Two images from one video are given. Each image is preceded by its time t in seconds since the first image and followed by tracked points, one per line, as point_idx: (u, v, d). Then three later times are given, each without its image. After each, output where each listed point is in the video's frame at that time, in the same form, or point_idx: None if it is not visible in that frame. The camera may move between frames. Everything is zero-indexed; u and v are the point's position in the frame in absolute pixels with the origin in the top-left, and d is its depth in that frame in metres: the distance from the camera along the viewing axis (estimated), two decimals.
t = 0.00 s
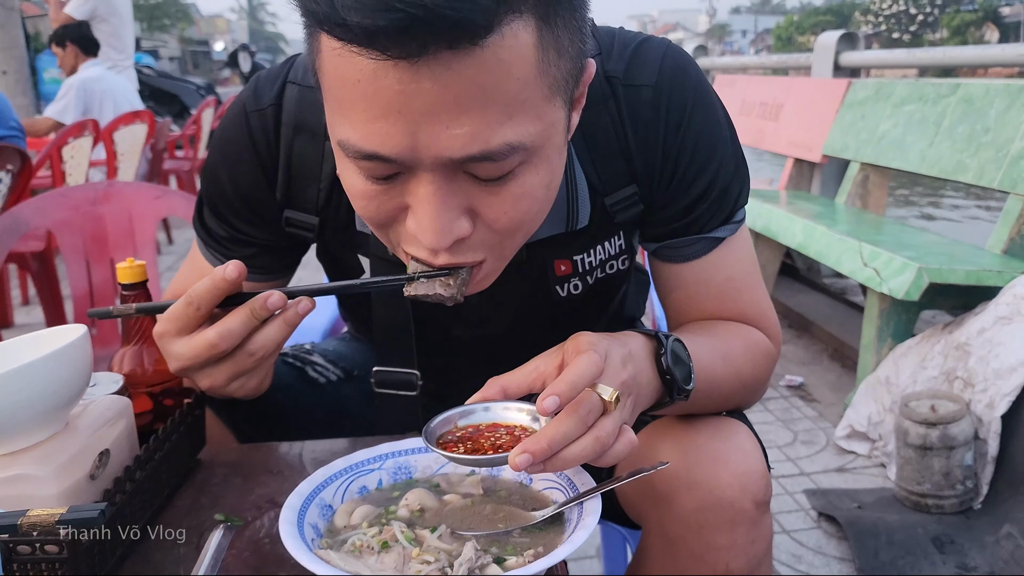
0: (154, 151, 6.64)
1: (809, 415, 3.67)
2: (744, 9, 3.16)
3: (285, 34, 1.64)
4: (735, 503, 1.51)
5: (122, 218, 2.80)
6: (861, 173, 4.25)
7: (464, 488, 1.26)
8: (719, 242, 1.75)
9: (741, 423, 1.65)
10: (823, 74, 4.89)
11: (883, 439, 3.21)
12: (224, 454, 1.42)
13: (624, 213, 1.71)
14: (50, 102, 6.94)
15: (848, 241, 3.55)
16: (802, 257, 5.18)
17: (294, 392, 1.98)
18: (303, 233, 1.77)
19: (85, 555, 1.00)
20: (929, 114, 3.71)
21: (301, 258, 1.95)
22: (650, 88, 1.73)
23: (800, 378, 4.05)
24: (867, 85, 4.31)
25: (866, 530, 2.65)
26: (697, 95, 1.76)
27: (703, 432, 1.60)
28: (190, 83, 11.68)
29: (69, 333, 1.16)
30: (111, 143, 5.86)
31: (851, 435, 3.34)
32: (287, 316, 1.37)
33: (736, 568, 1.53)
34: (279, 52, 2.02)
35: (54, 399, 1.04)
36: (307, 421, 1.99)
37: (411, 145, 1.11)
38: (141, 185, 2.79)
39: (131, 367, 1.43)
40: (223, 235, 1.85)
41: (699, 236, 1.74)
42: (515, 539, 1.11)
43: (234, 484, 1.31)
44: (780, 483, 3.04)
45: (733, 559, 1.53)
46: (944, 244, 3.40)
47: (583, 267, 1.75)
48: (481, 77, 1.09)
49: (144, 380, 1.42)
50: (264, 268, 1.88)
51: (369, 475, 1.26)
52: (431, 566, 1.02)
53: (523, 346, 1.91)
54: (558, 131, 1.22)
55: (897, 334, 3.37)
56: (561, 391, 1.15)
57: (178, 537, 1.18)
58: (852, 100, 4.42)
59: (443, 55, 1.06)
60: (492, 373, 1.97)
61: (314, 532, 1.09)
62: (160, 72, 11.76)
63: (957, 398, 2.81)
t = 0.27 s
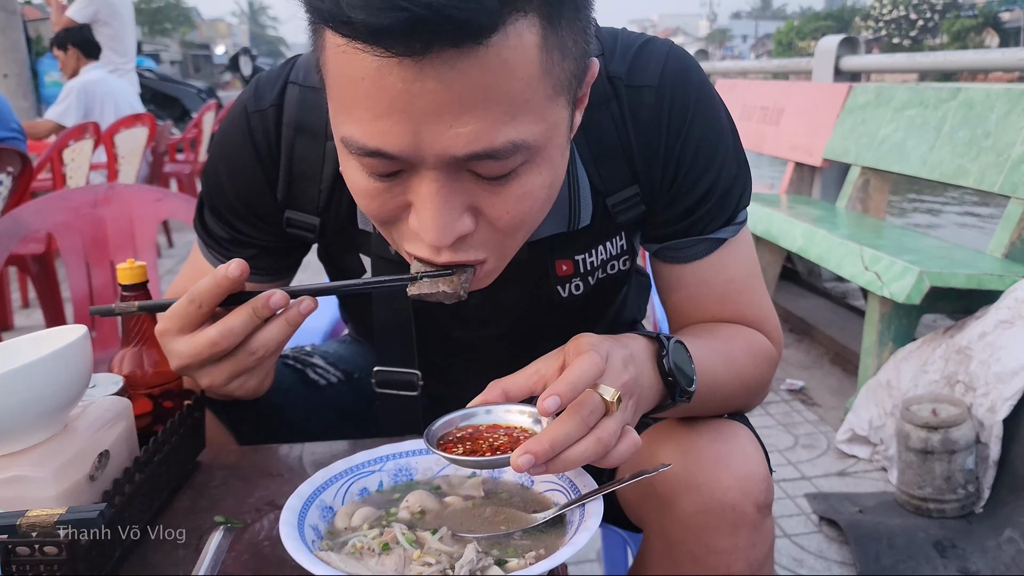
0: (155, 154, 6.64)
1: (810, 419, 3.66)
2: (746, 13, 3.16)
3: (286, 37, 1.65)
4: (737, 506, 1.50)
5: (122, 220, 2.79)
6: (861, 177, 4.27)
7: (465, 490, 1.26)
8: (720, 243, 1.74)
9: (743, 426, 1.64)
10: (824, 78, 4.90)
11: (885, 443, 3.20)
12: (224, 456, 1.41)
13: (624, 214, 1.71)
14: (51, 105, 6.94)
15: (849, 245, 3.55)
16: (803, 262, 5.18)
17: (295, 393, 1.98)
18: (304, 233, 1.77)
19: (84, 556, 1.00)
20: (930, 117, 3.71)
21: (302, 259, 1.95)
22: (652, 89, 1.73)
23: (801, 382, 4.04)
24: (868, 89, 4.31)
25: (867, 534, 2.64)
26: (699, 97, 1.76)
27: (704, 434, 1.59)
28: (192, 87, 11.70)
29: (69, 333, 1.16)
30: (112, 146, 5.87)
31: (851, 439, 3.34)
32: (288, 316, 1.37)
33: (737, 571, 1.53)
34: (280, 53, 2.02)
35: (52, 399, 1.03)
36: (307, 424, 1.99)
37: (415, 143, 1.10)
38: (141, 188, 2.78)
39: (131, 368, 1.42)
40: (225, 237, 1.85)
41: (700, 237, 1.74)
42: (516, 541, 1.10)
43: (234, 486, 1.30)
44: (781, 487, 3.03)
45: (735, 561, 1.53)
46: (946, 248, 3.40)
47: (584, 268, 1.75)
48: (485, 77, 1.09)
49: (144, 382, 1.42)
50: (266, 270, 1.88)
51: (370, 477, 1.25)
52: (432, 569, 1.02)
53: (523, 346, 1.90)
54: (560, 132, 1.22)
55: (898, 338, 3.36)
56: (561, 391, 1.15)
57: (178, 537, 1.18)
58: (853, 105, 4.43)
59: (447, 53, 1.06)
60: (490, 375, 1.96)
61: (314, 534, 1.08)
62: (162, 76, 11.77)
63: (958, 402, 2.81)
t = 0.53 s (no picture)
0: (156, 157, 6.64)
1: (811, 422, 3.66)
2: (746, 16, 3.15)
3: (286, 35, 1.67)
4: (740, 507, 1.51)
5: (124, 222, 2.79)
6: (862, 181, 4.27)
7: (469, 491, 1.26)
8: (723, 244, 1.75)
9: (746, 427, 1.64)
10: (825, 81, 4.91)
11: (886, 445, 3.20)
12: (228, 456, 1.42)
13: (627, 214, 1.72)
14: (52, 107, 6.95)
15: (850, 248, 3.55)
16: (804, 265, 5.18)
17: (298, 394, 1.98)
18: (308, 233, 1.77)
19: (89, 555, 1.00)
20: (931, 121, 3.71)
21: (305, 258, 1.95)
22: (656, 89, 1.74)
23: (802, 385, 4.04)
24: (869, 92, 4.32)
25: (868, 536, 2.64)
26: (702, 97, 1.77)
27: (707, 434, 1.59)
28: (193, 90, 11.72)
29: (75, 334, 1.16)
30: (114, 149, 5.88)
31: (853, 442, 3.33)
32: (289, 320, 1.37)
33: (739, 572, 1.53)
34: (282, 51, 2.02)
35: (57, 398, 1.04)
36: (310, 425, 1.99)
37: (422, 139, 1.11)
38: (143, 190, 2.79)
39: (135, 369, 1.43)
40: (229, 236, 1.86)
41: (703, 238, 1.74)
42: (521, 541, 1.11)
43: (239, 486, 1.31)
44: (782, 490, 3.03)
45: (738, 562, 1.53)
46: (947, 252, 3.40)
47: (587, 267, 1.76)
48: (493, 77, 1.09)
49: (148, 382, 1.42)
50: (270, 269, 1.88)
51: (374, 478, 1.26)
52: (437, 568, 1.02)
53: (526, 346, 1.90)
54: (566, 132, 1.23)
55: (899, 340, 3.36)
56: (572, 389, 1.17)
57: (179, 537, 1.18)
58: (854, 108, 4.44)
59: (457, 52, 1.06)
60: (492, 374, 1.96)
61: (319, 534, 1.09)
62: (163, 78, 11.80)
63: (960, 405, 2.81)
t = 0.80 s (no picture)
0: (157, 160, 6.65)
1: (812, 425, 3.66)
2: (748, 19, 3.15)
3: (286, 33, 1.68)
4: (739, 510, 1.51)
5: (126, 225, 2.80)
6: (863, 184, 4.32)
7: (470, 493, 1.27)
8: (723, 242, 1.76)
9: (745, 431, 1.64)
10: (826, 84, 4.91)
11: (887, 448, 3.20)
12: (228, 459, 1.42)
13: (626, 211, 1.73)
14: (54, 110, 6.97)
15: (850, 251, 3.55)
16: (804, 267, 5.18)
17: (299, 397, 1.99)
18: (310, 230, 1.78)
19: (92, 558, 1.01)
20: (932, 124, 3.71)
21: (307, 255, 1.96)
22: (657, 88, 1.74)
23: (802, 388, 4.04)
24: (869, 95, 4.32)
25: (868, 540, 2.64)
26: (704, 98, 1.78)
27: (707, 438, 1.59)
28: (194, 93, 11.73)
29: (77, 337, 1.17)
30: (115, 151, 5.89)
31: (853, 445, 3.33)
32: (283, 362, 1.37)
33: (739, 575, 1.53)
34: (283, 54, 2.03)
35: (59, 401, 1.04)
36: (310, 428, 1.99)
37: (434, 123, 1.11)
38: (145, 194, 2.79)
39: (137, 372, 1.43)
40: (231, 235, 1.86)
41: (703, 235, 1.75)
42: (521, 544, 1.11)
43: (240, 489, 1.31)
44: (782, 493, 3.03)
45: (737, 565, 1.54)
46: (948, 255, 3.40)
47: (587, 264, 1.77)
48: (504, 61, 1.10)
49: (150, 385, 1.43)
50: (272, 268, 1.89)
51: (374, 481, 1.26)
52: (437, 571, 1.03)
53: (526, 346, 1.90)
54: (572, 117, 1.23)
55: (900, 343, 3.36)
56: (591, 398, 1.18)
57: (178, 537, 1.19)
58: (854, 111, 4.45)
59: (473, 37, 1.07)
60: (491, 373, 1.96)
61: (320, 537, 1.09)
62: (165, 82, 11.82)
63: (960, 408, 2.81)
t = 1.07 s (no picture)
0: (158, 163, 6.65)
1: (813, 427, 3.66)
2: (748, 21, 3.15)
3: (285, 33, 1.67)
4: (737, 513, 1.52)
5: (128, 228, 2.81)
6: (863, 187, 4.31)
7: (470, 497, 1.27)
8: (723, 237, 1.76)
9: (745, 434, 1.64)
10: (826, 87, 4.91)
11: (888, 451, 3.20)
12: (229, 463, 1.42)
13: (626, 201, 1.74)
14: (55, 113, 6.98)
15: (851, 253, 3.56)
16: (805, 270, 5.18)
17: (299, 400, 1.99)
18: (315, 221, 1.78)
19: (93, 562, 1.01)
20: (932, 126, 3.71)
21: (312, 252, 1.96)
22: (660, 82, 1.75)
23: (803, 391, 4.04)
24: (870, 98, 4.33)
25: (870, 543, 2.64)
26: (706, 93, 1.79)
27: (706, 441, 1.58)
28: (195, 96, 11.74)
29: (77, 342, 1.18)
30: (117, 155, 5.90)
31: (854, 448, 3.33)
32: (294, 406, 1.41)
33: None
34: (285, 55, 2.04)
35: (60, 405, 1.04)
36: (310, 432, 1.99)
37: (447, 96, 1.12)
38: (146, 197, 2.80)
39: (137, 376, 1.43)
40: (236, 229, 1.86)
41: (705, 229, 1.75)
42: (521, 548, 1.11)
43: (240, 493, 1.31)
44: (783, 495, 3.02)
45: (736, 567, 1.54)
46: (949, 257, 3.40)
47: (586, 256, 1.78)
48: (514, 36, 1.11)
49: (151, 389, 1.43)
50: (278, 262, 1.89)
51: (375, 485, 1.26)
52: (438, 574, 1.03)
53: (526, 344, 1.90)
54: (578, 93, 1.25)
55: (901, 346, 3.35)
56: (614, 403, 1.17)
57: (178, 537, 1.21)
58: (855, 114, 4.45)
59: (484, 11, 1.09)
60: (490, 371, 1.95)
61: (321, 541, 1.09)
62: (166, 85, 11.84)
63: (961, 411, 2.81)
